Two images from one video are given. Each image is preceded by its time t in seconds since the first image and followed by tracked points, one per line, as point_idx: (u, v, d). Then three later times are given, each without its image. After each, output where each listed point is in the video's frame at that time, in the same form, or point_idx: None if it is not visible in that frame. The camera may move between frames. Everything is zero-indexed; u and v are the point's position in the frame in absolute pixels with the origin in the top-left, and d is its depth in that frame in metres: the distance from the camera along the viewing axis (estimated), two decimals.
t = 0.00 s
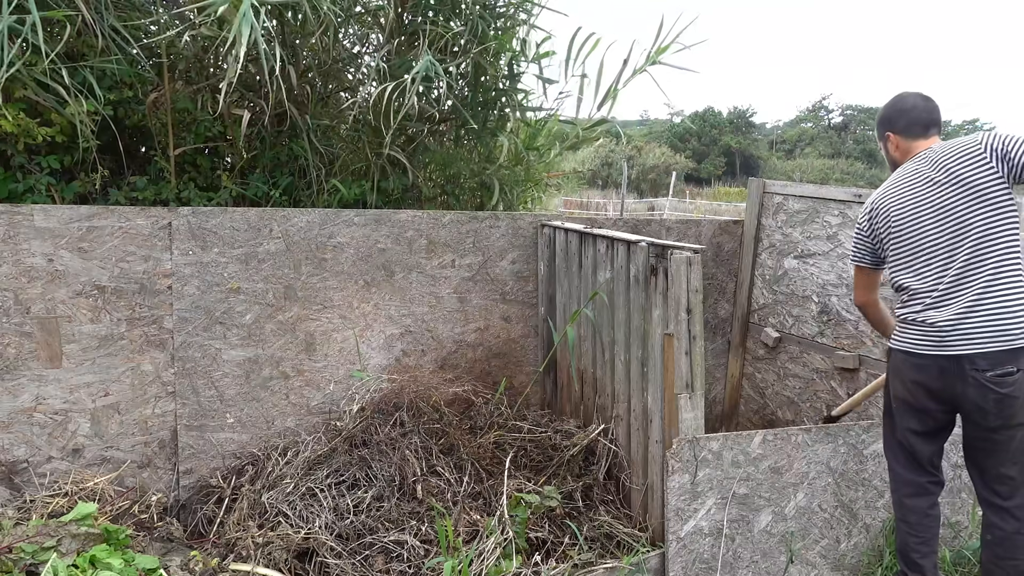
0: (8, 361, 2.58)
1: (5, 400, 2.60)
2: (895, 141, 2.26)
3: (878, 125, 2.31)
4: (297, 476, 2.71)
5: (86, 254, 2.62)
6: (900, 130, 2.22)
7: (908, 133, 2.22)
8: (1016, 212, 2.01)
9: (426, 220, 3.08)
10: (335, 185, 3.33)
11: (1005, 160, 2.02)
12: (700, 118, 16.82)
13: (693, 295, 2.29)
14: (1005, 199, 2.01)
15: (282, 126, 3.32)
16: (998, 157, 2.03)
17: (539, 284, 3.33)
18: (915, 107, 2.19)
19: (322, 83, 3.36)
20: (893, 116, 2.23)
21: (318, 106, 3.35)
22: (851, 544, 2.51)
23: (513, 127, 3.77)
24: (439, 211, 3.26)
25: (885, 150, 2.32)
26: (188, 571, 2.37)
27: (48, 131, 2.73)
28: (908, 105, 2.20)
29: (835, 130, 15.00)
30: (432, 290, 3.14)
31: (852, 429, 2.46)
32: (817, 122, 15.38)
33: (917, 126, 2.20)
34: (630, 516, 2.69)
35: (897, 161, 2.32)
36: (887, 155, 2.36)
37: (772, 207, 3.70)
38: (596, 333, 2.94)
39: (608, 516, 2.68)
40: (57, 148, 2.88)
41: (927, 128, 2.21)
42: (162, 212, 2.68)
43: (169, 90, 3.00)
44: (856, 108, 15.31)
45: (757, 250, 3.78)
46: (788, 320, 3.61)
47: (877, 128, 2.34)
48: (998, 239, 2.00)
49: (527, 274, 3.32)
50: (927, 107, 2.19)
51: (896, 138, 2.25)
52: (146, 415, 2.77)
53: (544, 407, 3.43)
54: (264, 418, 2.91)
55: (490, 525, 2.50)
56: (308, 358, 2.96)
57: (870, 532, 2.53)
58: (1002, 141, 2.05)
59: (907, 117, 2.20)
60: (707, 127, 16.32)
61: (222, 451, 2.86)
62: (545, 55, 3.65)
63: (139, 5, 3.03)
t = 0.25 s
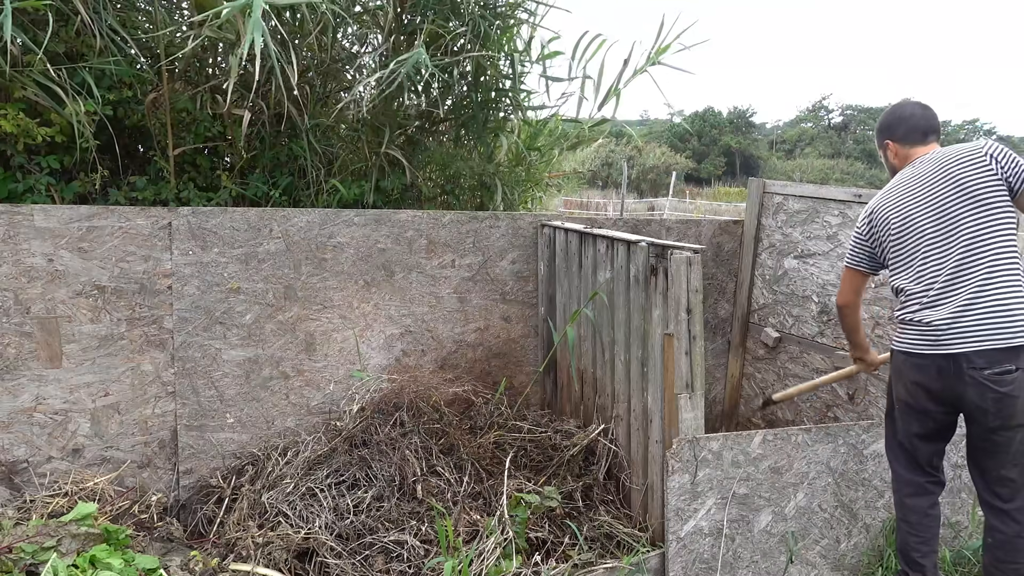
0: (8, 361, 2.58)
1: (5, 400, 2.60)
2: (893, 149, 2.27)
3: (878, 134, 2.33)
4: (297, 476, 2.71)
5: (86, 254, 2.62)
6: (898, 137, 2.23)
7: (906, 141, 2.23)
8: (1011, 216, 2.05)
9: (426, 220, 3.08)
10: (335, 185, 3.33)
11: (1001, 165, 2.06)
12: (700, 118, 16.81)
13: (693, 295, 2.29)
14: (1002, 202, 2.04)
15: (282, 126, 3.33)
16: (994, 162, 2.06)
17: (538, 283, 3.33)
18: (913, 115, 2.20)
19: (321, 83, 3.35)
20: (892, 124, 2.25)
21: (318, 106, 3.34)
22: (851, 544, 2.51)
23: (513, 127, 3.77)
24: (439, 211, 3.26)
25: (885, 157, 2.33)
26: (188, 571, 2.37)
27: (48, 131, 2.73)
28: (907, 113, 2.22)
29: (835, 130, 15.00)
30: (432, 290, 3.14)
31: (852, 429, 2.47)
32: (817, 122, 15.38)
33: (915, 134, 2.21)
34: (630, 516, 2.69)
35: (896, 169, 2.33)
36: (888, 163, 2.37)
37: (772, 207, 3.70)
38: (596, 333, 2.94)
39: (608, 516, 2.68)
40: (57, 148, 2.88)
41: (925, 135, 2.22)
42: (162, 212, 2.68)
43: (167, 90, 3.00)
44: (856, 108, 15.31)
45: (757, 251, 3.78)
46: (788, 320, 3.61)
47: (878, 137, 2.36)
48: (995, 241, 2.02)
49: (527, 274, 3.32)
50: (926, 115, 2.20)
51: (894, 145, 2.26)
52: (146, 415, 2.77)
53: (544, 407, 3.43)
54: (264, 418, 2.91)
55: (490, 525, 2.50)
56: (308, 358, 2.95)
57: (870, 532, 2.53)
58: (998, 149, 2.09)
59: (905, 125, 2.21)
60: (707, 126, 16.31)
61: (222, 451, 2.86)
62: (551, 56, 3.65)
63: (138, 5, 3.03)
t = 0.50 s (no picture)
0: (8, 361, 2.58)
1: (5, 400, 2.60)
2: (899, 141, 2.26)
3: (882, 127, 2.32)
4: (297, 476, 2.71)
5: (86, 254, 2.62)
6: (905, 129, 2.22)
7: (912, 133, 2.22)
8: (1016, 215, 2.03)
9: (425, 220, 3.08)
10: (335, 185, 3.33)
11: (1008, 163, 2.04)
12: (700, 118, 16.80)
13: (693, 295, 2.29)
14: (1007, 201, 2.02)
15: (282, 126, 3.33)
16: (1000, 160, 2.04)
17: (538, 283, 3.33)
18: (920, 107, 2.20)
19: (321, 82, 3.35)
20: (898, 116, 2.23)
21: (318, 106, 3.33)
22: (851, 544, 2.51)
23: (513, 127, 3.78)
24: (439, 211, 3.26)
25: (889, 151, 2.31)
26: (188, 571, 2.37)
27: (48, 131, 2.73)
28: (913, 105, 2.21)
29: (835, 130, 14.99)
30: (432, 290, 3.14)
31: (852, 429, 2.46)
32: (817, 122, 15.37)
33: (921, 126, 2.20)
34: (630, 516, 2.69)
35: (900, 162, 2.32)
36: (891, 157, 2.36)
37: (772, 207, 3.70)
38: (596, 333, 2.94)
39: (608, 516, 2.68)
40: (57, 148, 2.88)
41: (931, 128, 2.22)
42: (162, 212, 2.68)
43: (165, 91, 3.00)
44: (856, 108, 15.30)
45: (757, 250, 3.78)
46: (788, 320, 3.61)
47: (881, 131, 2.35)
48: (999, 241, 2.01)
49: (527, 274, 3.32)
50: (932, 107, 2.20)
51: (900, 137, 2.25)
52: (146, 415, 2.77)
53: (544, 407, 3.43)
54: (264, 418, 2.91)
55: (490, 526, 2.50)
56: (308, 358, 2.95)
57: (870, 532, 2.53)
58: (1004, 146, 2.07)
59: (912, 117, 2.20)
60: (707, 127, 16.30)
61: (222, 451, 2.86)
62: (552, 57, 3.66)
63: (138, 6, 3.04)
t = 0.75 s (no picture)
0: (8, 361, 2.58)
1: (5, 400, 2.60)
2: (901, 133, 2.24)
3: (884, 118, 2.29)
4: (297, 476, 2.71)
5: (86, 253, 2.62)
6: (906, 121, 2.20)
7: (914, 124, 2.20)
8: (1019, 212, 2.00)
9: (425, 220, 3.08)
10: (335, 185, 3.32)
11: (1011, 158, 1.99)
12: (700, 118, 16.79)
13: (693, 295, 2.29)
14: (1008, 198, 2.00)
15: (282, 126, 3.33)
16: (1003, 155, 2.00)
17: (538, 283, 3.33)
18: (921, 98, 2.17)
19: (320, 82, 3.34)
20: (900, 107, 2.21)
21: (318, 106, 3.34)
22: (851, 544, 2.51)
23: (513, 128, 3.77)
24: (439, 211, 3.26)
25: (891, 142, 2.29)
26: (188, 571, 2.37)
27: (48, 131, 2.73)
28: (915, 97, 2.18)
29: (835, 130, 14.99)
30: (432, 290, 3.14)
31: (852, 429, 2.47)
32: (817, 122, 15.36)
33: (923, 117, 2.18)
34: (630, 516, 2.69)
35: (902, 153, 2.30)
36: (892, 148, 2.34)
37: (772, 207, 3.70)
38: (596, 333, 2.94)
39: (608, 516, 2.68)
40: (56, 148, 2.88)
41: (933, 119, 2.20)
42: (162, 212, 2.68)
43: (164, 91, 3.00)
44: (856, 107, 15.29)
45: (757, 250, 3.78)
46: (788, 320, 3.61)
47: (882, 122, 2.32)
48: (1000, 239, 1.99)
49: (527, 274, 3.32)
50: (933, 98, 2.18)
51: (902, 128, 2.23)
52: (146, 415, 2.77)
53: (544, 407, 3.43)
54: (264, 418, 2.91)
55: (490, 525, 2.50)
56: (308, 358, 2.95)
57: (870, 532, 2.53)
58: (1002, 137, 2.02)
59: (913, 108, 2.18)
60: (707, 127, 16.29)
61: (222, 451, 2.86)
62: (552, 59, 3.65)
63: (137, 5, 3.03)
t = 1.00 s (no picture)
0: (8, 361, 2.58)
1: (5, 400, 2.60)
2: (908, 131, 2.24)
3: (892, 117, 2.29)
4: (297, 476, 2.71)
5: (86, 253, 2.61)
6: (912, 119, 2.20)
7: (921, 122, 2.19)
8: None
9: (425, 220, 3.08)
10: (335, 185, 3.32)
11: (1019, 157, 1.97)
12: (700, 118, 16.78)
13: (693, 295, 2.29)
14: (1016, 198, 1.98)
15: (281, 126, 3.33)
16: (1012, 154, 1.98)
17: (538, 284, 3.33)
18: (928, 96, 2.17)
19: (318, 82, 3.33)
20: (907, 105, 2.21)
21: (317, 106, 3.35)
22: (851, 544, 2.51)
23: (513, 128, 3.76)
24: (439, 211, 3.26)
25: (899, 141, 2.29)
26: (188, 571, 2.37)
27: (47, 131, 2.73)
28: (921, 95, 2.18)
29: (835, 130, 14.99)
30: (432, 290, 3.14)
31: (852, 429, 2.47)
32: (817, 122, 15.36)
33: (930, 116, 2.18)
34: (630, 516, 2.69)
35: (910, 152, 2.29)
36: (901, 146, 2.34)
37: (772, 207, 3.70)
38: (596, 333, 2.94)
39: (608, 516, 2.68)
40: (56, 149, 2.88)
41: (941, 118, 2.19)
42: (162, 212, 2.68)
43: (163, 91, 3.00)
44: (856, 108, 15.29)
45: (757, 250, 3.78)
46: (788, 320, 3.61)
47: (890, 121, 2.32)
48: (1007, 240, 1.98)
49: (527, 274, 3.32)
50: (941, 96, 2.17)
51: (909, 126, 2.22)
52: (146, 415, 2.77)
53: (544, 407, 3.43)
54: (264, 418, 2.91)
55: (490, 525, 2.50)
56: (308, 358, 2.95)
57: (870, 532, 2.53)
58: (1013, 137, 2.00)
59: (920, 106, 2.18)
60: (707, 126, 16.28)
61: (222, 451, 2.86)
62: (552, 60, 3.65)
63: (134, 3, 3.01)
